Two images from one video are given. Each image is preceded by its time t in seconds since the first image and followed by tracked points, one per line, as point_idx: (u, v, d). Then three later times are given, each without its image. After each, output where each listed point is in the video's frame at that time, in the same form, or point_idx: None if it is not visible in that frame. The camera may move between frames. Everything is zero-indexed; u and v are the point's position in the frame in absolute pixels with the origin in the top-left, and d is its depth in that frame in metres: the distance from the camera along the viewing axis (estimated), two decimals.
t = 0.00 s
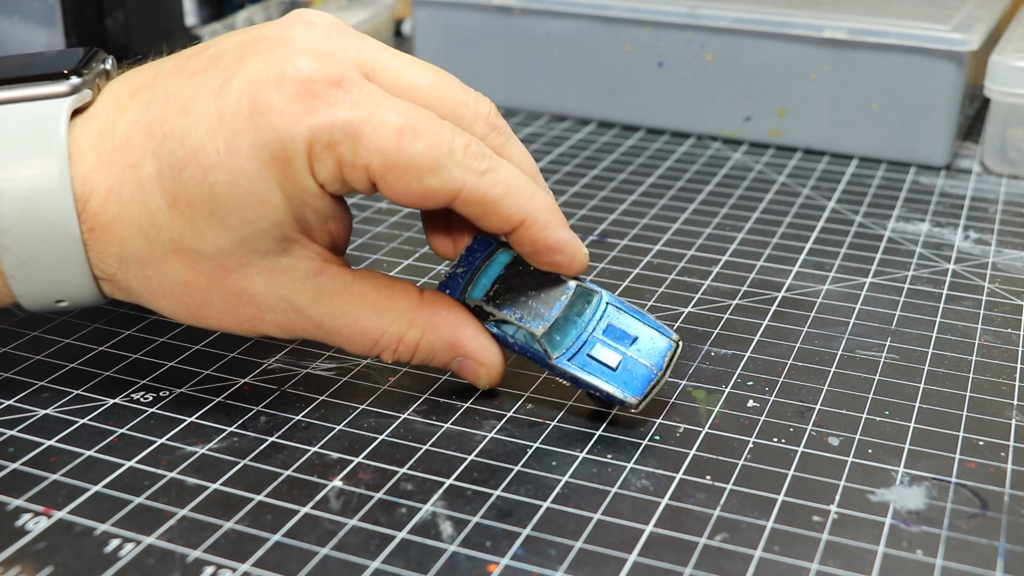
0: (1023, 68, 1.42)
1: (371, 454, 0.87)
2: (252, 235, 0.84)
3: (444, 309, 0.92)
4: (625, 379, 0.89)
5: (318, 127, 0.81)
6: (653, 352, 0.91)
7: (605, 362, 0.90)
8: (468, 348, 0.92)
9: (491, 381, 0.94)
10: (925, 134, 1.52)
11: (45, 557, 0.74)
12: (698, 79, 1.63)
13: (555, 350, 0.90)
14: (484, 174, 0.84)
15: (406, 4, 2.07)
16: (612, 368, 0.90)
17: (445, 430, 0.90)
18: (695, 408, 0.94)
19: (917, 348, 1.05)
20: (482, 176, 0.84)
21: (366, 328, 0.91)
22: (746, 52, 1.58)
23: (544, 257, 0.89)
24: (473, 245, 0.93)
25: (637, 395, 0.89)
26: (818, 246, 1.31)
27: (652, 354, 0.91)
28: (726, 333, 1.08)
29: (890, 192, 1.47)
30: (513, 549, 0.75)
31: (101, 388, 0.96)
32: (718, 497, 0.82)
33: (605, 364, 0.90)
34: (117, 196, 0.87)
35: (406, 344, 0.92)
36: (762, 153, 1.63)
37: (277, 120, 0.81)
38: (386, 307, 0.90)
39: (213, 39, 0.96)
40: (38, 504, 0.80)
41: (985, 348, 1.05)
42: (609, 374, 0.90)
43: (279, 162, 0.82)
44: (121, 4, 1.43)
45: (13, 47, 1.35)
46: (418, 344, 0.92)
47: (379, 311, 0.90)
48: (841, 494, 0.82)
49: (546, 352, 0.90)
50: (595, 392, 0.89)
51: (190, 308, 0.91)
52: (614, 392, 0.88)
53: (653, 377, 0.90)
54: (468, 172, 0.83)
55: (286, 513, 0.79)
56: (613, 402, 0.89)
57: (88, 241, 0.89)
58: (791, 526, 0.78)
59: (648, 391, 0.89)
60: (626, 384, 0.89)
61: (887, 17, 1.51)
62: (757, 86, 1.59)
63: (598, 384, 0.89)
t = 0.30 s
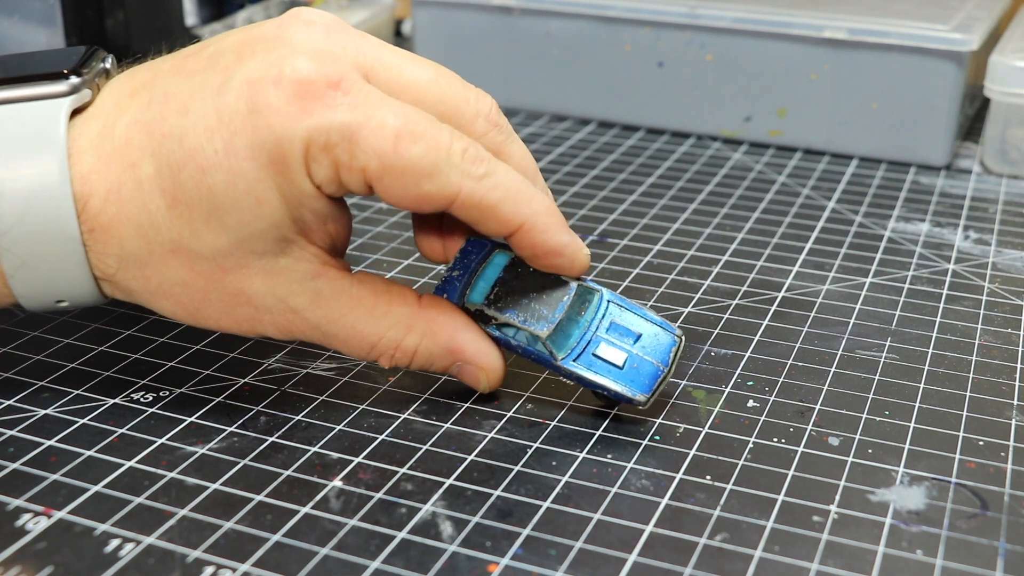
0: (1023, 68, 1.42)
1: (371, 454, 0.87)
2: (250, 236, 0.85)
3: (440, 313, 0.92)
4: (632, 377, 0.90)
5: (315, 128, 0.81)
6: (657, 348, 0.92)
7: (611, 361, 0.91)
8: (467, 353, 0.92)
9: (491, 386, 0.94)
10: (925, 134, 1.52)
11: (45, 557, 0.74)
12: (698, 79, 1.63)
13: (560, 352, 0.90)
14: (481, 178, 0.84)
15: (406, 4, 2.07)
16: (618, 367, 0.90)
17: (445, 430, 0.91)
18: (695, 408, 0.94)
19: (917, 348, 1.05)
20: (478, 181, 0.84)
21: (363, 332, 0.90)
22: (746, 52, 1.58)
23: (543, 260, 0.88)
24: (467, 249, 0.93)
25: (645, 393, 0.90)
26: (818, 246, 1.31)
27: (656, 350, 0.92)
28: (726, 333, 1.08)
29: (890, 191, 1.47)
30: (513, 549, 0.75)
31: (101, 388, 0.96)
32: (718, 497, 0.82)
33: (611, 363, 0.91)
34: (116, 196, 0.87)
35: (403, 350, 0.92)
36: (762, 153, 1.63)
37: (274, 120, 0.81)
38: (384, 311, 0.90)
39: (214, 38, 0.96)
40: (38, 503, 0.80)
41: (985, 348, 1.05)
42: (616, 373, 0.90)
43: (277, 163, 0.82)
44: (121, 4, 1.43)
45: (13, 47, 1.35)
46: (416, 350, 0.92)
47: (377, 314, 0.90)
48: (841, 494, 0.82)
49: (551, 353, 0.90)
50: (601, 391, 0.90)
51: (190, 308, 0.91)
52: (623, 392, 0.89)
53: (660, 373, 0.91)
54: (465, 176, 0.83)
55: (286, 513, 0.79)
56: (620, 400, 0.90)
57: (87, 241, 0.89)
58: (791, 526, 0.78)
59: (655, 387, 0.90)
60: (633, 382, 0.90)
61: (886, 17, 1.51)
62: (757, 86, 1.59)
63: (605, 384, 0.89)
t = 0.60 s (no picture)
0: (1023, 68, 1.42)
1: (371, 454, 0.87)
2: (290, 243, 0.85)
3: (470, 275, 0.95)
4: (577, 384, 0.89)
5: (368, 144, 0.84)
6: (617, 377, 0.90)
7: (571, 367, 0.91)
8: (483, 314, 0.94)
9: (493, 360, 0.94)
10: (925, 134, 1.52)
11: (46, 557, 0.74)
12: (698, 79, 1.63)
13: (539, 336, 0.93)
14: (531, 182, 0.86)
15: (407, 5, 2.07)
16: (571, 373, 0.90)
17: (445, 430, 0.91)
18: (695, 408, 0.94)
19: (917, 348, 1.05)
20: (528, 185, 0.86)
21: (393, 298, 0.92)
22: (746, 52, 1.58)
23: (578, 271, 0.91)
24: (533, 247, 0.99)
25: (577, 399, 0.88)
26: (818, 246, 1.31)
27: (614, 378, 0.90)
28: (726, 333, 1.08)
29: (890, 191, 1.47)
30: (513, 549, 0.75)
31: (101, 388, 0.96)
32: (718, 497, 0.82)
33: (570, 370, 0.91)
34: (153, 199, 0.87)
35: (429, 301, 0.93)
36: (762, 153, 1.63)
37: (329, 134, 0.84)
38: (410, 272, 0.92)
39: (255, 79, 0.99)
40: (39, 504, 0.80)
41: (985, 347, 1.05)
42: (567, 377, 0.90)
43: (326, 173, 0.84)
44: (120, 5, 1.47)
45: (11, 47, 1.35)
46: (436, 302, 0.94)
47: (405, 278, 0.92)
48: (841, 494, 0.82)
49: (528, 335, 0.93)
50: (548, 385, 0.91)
51: (219, 314, 0.90)
52: (560, 390, 0.89)
53: (602, 394, 0.88)
54: (514, 180, 0.86)
55: (286, 513, 0.79)
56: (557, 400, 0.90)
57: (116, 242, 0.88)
58: (791, 526, 0.78)
59: (593, 404, 0.88)
60: (574, 387, 0.89)
61: (887, 17, 1.51)
62: (757, 86, 1.59)
63: (552, 379, 0.90)
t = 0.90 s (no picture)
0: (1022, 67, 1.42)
1: (371, 454, 0.87)
2: (323, 235, 0.87)
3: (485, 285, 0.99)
4: (554, 381, 0.90)
5: (405, 151, 0.88)
6: (595, 386, 0.90)
7: (557, 368, 0.92)
8: (503, 318, 0.97)
9: (510, 364, 0.97)
10: (925, 134, 1.52)
11: (46, 557, 0.74)
12: (698, 79, 1.63)
13: (541, 335, 0.95)
14: (558, 207, 0.90)
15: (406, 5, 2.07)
16: (554, 372, 0.91)
17: (445, 430, 0.90)
18: (695, 408, 0.94)
19: (917, 348, 1.05)
20: (554, 209, 0.90)
21: (418, 300, 0.94)
22: (746, 52, 1.58)
23: (602, 298, 0.94)
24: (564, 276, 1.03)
25: (545, 391, 0.89)
26: (818, 246, 1.31)
27: (591, 387, 0.90)
28: (726, 333, 1.08)
29: (890, 191, 1.48)
30: (513, 549, 0.75)
31: (101, 387, 0.96)
32: (718, 497, 0.82)
33: (554, 369, 0.91)
34: (190, 192, 0.90)
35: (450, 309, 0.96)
36: (762, 153, 1.63)
37: (369, 137, 0.88)
38: (435, 278, 0.95)
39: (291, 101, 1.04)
40: (38, 504, 0.80)
41: (985, 347, 1.05)
42: (548, 374, 0.91)
43: (363, 173, 0.87)
44: (120, 4, 1.46)
45: (13, 48, 1.37)
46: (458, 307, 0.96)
47: (429, 282, 0.95)
48: (841, 494, 0.82)
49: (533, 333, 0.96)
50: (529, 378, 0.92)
51: (245, 311, 0.91)
52: (535, 382, 0.90)
53: (572, 396, 0.89)
54: (541, 203, 0.89)
55: (286, 513, 0.79)
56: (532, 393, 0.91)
57: (145, 234, 0.89)
58: (791, 526, 0.78)
59: (561, 403, 0.89)
60: (548, 383, 0.90)
61: (887, 17, 1.51)
62: (757, 86, 1.59)
63: (534, 371, 0.92)
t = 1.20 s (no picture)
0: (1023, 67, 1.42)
1: (371, 454, 0.87)
2: (322, 233, 0.88)
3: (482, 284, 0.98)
4: (554, 381, 0.90)
5: (404, 148, 0.88)
6: (595, 387, 0.90)
7: (557, 367, 0.92)
8: (504, 316, 0.97)
9: (510, 364, 0.97)
10: (925, 134, 1.52)
11: (46, 557, 0.74)
12: (698, 79, 1.63)
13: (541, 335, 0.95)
14: (557, 204, 0.90)
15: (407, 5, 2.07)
16: (554, 372, 0.91)
17: (445, 430, 0.90)
18: (695, 408, 0.94)
19: (917, 348, 1.05)
20: (553, 206, 0.90)
21: (418, 298, 0.94)
22: (746, 52, 1.58)
23: (602, 296, 0.94)
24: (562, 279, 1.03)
25: (545, 391, 0.89)
26: (818, 246, 1.31)
27: (591, 387, 0.90)
28: (726, 333, 1.08)
29: (890, 192, 1.47)
30: (513, 549, 0.75)
31: (101, 388, 0.96)
32: (718, 497, 0.82)
33: (553, 369, 0.92)
34: (188, 191, 0.90)
35: (451, 308, 0.96)
36: (762, 153, 1.63)
37: (367, 135, 0.88)
38: (434, 277, 0.95)
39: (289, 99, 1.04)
40: (38, 504, 0.80)
41: (985, 348, 1.05)
42: (548, 374, 0.91)
43: (362, 170, 0.87)
44: (121, 5, 1.46)
45: (13, 48, 1.37)
46: (458, 306, 0.96)
47: (428, 281, 0.94)
48: (841, 494, 0.82)
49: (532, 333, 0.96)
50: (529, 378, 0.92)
51: (243, 309, 0.91)
52: (535, 382, 0.90)
53: (572, 396, 0.89)
54: (541, 199, 0.89)
55: (286, 513, 0.79)
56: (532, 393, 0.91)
57: (143, 234, 0.89)
58: (791, 526, 0.78)
59: (561, 402, 0.89)
60: (548, 383, 0.90)
61: (887, 17, 1.51)
62: (757, 86, 1.59)
63: (534, 371, 0.92)
